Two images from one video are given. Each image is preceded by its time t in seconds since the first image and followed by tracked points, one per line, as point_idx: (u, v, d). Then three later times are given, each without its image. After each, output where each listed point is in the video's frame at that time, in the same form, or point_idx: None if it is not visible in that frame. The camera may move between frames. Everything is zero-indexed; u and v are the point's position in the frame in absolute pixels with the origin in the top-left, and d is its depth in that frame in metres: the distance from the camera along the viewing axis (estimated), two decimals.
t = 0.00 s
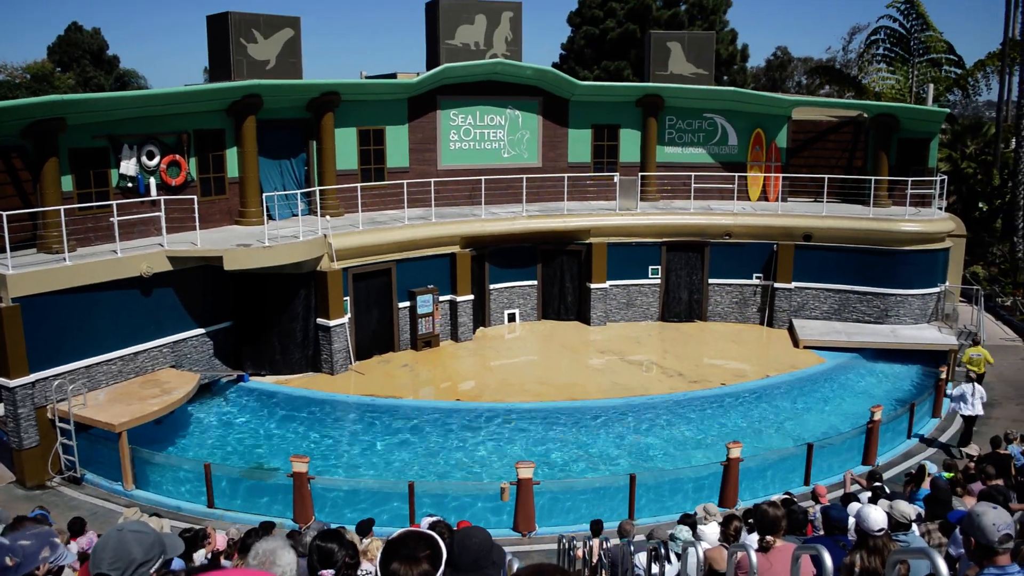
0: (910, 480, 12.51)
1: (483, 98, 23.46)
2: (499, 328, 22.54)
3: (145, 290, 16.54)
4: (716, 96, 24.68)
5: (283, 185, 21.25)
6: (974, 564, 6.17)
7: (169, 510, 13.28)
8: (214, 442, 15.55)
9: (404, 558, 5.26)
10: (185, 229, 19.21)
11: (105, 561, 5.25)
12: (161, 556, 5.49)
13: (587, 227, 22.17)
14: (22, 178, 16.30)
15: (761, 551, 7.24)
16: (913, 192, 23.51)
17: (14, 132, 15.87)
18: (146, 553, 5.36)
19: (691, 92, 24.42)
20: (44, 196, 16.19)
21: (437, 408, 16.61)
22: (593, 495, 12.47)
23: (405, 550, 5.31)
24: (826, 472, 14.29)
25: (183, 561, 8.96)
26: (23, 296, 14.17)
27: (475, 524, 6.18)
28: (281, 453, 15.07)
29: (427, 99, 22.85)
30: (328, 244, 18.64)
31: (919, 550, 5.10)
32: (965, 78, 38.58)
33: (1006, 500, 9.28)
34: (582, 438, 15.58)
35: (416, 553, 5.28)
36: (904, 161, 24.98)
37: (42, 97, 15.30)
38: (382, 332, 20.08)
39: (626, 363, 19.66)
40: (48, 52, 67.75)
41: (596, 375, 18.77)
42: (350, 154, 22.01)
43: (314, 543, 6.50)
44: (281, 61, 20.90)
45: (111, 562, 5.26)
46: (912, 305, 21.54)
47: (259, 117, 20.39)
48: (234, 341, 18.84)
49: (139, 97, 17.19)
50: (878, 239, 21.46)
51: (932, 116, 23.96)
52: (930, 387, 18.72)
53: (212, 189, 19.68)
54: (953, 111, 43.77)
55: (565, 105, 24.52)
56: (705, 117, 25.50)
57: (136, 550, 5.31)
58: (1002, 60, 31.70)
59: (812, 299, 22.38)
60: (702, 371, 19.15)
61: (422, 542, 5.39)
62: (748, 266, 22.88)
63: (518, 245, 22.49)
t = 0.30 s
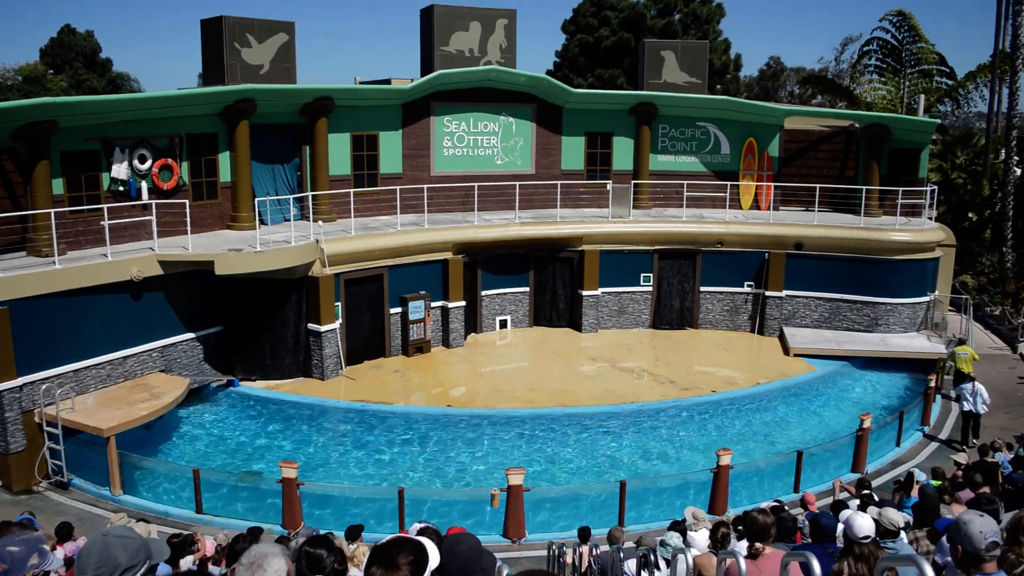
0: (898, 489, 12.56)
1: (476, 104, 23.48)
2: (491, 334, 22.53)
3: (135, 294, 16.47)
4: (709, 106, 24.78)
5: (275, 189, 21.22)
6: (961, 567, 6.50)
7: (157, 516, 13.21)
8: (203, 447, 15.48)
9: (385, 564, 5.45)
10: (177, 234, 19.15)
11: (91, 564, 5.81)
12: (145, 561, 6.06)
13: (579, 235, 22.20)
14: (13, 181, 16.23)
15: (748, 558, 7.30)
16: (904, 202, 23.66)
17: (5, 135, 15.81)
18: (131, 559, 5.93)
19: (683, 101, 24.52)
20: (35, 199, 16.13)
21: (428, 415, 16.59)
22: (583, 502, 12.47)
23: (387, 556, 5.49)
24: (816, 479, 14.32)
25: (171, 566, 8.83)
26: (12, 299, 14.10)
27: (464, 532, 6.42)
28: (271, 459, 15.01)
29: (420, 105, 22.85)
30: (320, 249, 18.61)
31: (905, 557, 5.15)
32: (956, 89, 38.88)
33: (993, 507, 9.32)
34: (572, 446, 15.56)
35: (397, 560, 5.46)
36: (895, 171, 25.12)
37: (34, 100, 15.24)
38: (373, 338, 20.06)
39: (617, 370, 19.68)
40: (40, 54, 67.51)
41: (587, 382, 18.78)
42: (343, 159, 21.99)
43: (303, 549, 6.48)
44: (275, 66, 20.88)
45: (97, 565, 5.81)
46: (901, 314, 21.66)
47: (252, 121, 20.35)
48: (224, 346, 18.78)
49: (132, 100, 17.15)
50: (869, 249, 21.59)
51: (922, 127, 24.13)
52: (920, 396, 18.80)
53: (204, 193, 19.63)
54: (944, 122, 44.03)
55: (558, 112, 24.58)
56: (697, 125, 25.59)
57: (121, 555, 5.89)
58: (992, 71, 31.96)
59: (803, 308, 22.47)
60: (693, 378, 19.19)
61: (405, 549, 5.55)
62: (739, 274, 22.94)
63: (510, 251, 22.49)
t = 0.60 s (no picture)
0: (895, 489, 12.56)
1: (470, 107, 23.51)
2: (486, 336, 22.55)
3: (130, 298, 16.45)
4: (703, 107, 24.83)
5: (270, 192, 21.22)
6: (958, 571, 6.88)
7: (153, 519, 13.18)
8: (199, 451, 15.46)
9: (381, 566, 5.45)
10: (171, 237, 19.14)
11: (88, 568, 5.89)
12: (143, 565, 6.15)
13: (574, 236, 22.23)
14: (7, 185, 16.21)
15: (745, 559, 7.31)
16: (898, 202, 23.73)
17: None
18: (128, 563, 6.02)
19: (677, 102, 24.55)
20: (29, 203, 16.11)
21: (424, 417, 16.58)
22: (580, 503, 12.45)
23: (383, 558, 5.50)
24: (812, 480, 14.33)
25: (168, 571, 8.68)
26: (7, 304, 14.07)
27: (461, 534, 6.43)
28: (267, 462, 14.99)
29: (415, 107, 22.87)
30: (315, 252, 18.60)
31: (903, 559, 5.19)
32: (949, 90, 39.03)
33: (990, 508, 9.35)
34: (569, 447, 15.57)
35: (392, 562, 5.46)
36: (889, 171, 25.15)
37: (28, 104, 15.23)
38: (369, 340, 20.06)
39: (613, 371, 19.69)
40: (34, 58, 67.52)
41: (583, 383, 18.80)
42: (337, 162, 22.01)
43: (300, 552, 6.46)
44: (269, 69, 20.90)
45: (94, 569, 5.90)
46: (896, 314, 21.73)
47: (246, 124, 20.36)
48: (219, 350, 18.76)
49: (126, 104, 17.15)
50: (863, 249, 21.64)
51: (915, 126, 24.19)
52: (915, 396, 18.84)
53: (199, 196, 19.63)
54: (938, 121, 44.12)
55: (552, 114, 24.62)
56: (692, 126, 25.63)
57: (118, 559, 5.98)
58: (985, 71, 32.09)
59: (798, 308, 22.52)
60: (688, 379, 19.22)
61: (401, 551, 5.55)
62: (734, 275, 22.98)
63: (506, 253, 22.51)
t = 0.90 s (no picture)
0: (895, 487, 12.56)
1: (470, 107, 23.51)
2: (486, 336, 22.56)
3: (130, 299, 16.44)
4: (702, 106, 24.84)
5: (269, 192, 21.22)
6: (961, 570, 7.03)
7: (153, 520, 13.18)
8: (199, 452, 15.46)
9: (380, 566, 5.45)
10: (171, 238, 19.14)
11: (87, 569, 5.90)
12: (143, 566, 6.16)
13: (573, 236, 22.24)
14: (6, 186, 16.21)
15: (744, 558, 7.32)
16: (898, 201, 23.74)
17: None
18: (128, 564, 6.03)
19: (676, 101, 24.56)
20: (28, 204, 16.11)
21: (424, 417, 16.59)
22: (579, 503, 12.46)
23: (382, 558, 5.50)
24: (812, 479, 14.34)
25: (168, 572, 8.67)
26: (6, 305, 14.07)
27: (461, 534, 6.42)
28: (267, 463, 14.99)
29: (414, 107, 22.87)
30: (315, 252, 18.60)
31: (900, 556, 5.20)
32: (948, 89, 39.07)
33: (989, 506, 9.39)
34: (569, 447, 15.55)
35: (392, 562, 5.47)
36: (888, 170, 25.15)
37: (26, 105, 15.21)
38: (368, 340, 20.06)
39: (612, 371, 19.69)
40: (33, 59, 67.54)
41: (582, 383, 18.80)
42: (336, 162, 22.01)
43: (300, 552, 6.46)
44: (268, 69, 20.90)
45: (93, 570, 5.91)
46: (896, 313, 21.75)
47: (246, 125, 20.36)
48: (219, 350, 18.76)
49: (125, 105, 17.14)
50: (863, 248, 21.66)
51: (914, 125, 24.19)
52: (915, 394, 18.85)
53: (198, 197, 19.63)
54: (937, 120, 44.14)
55: (551, 114, 24.63)
56: (691, 126, 25.64)
57: (117, 561, 5.98)
58: (985, 70, 32.12)
59: (798, 307, 22.52)
60: (688, 378, 19.22)
61: (400, 551, 5.55)
62: (733, 274, 22.98)
63: (505, 253, 22.51)
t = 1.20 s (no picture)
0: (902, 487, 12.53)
1: (473, 109, 23.53)
2: (490, 338, 22.56)
3: (135, 303, 16.47)
4: (705, 107, 24.83)
5: (273, 196, 21.25)
6: (969, 569, 7.05)
7: (160, 524, 13.18)
8: (205, 455, 15.47)
9: (387, 568, 5.45)
10: (175, 241, 19.17)
11: (94, 573, 5.91)
12: (148, 570, 6.16)
13: (577, 237, 22.24)
14: (11, 191, 16.25)
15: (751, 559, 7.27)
16: (902, 200, 23.71)
17: (3, 144, 15.86)
18: (133, 568, 6.03)
19: (679, 102, 24.56)
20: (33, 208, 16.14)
21: (429, 419, 16.59)
22: (585, 505, 12.43)
23: (389, 560, 5.51)
24: (818, 480, 14.31)
25: None
26: (12, 309, 14.10)
27: (467, 536, 6.41)
28: (272, 466, 14.99)
29: (417, 110, 22.90)
30: (319, 255, 18.62)
31: (910, 557, 5.16)
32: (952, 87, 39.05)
33: (997, 505, 9.37)
34: (574, 449, 15.53)
35: (399, 564, 5.47)
36: (892, 169, 25.14)
37: (31, 110, 15.26)
38: (373, 343, 20.07)
39: (617, 372, 19.67)
40: (37, 64, 67.73)
41: (587, 384, 18.79)
42: (340, 165, 22.03)
43: (306, 554, 6.46)
44: (271, 73, 20.96)
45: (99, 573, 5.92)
46: (901, 313, 21.72)
47: (249, 128, 20.39)
48: (224, 353, 18.78)
49: (129, 109, 17.18)
50: (867, 248, 21.65)
51: (918, 125, 24.17)
52: (920, 394, 18.80)
53: (202, 201, 19.67)
54: (941, 119, 44.10)
55: (555, 116, 24.64)
56: (694, 127, 25.63)
57: (123, 564, 5.99)
58: (988, 69, 32.11)
59: (803, 308, 22.50)
60: (693, 379, 19.21)
61: (407, 553, 5.56)
62: (737, 275, 22.96)
63: (508, 255, 22.50)
